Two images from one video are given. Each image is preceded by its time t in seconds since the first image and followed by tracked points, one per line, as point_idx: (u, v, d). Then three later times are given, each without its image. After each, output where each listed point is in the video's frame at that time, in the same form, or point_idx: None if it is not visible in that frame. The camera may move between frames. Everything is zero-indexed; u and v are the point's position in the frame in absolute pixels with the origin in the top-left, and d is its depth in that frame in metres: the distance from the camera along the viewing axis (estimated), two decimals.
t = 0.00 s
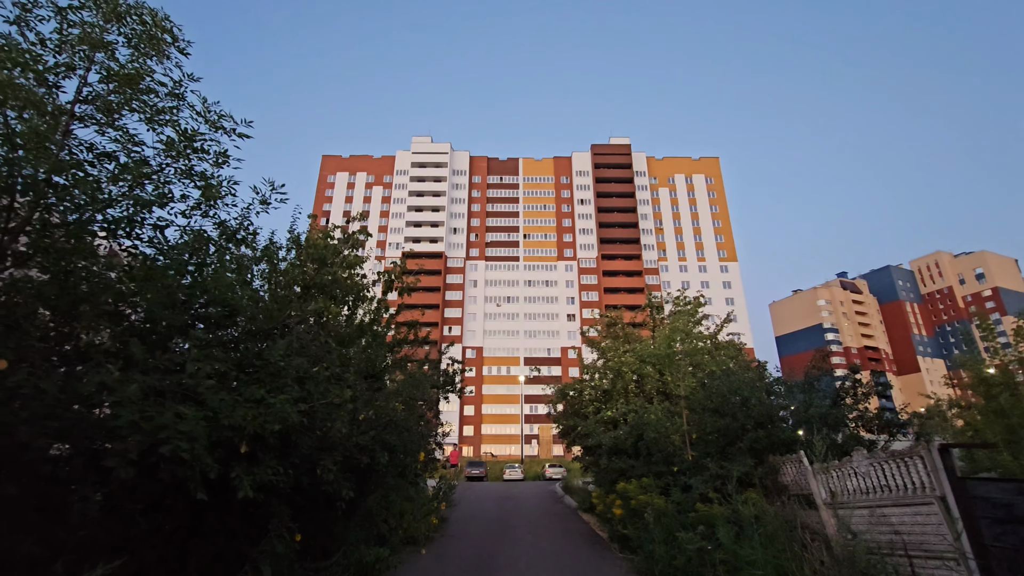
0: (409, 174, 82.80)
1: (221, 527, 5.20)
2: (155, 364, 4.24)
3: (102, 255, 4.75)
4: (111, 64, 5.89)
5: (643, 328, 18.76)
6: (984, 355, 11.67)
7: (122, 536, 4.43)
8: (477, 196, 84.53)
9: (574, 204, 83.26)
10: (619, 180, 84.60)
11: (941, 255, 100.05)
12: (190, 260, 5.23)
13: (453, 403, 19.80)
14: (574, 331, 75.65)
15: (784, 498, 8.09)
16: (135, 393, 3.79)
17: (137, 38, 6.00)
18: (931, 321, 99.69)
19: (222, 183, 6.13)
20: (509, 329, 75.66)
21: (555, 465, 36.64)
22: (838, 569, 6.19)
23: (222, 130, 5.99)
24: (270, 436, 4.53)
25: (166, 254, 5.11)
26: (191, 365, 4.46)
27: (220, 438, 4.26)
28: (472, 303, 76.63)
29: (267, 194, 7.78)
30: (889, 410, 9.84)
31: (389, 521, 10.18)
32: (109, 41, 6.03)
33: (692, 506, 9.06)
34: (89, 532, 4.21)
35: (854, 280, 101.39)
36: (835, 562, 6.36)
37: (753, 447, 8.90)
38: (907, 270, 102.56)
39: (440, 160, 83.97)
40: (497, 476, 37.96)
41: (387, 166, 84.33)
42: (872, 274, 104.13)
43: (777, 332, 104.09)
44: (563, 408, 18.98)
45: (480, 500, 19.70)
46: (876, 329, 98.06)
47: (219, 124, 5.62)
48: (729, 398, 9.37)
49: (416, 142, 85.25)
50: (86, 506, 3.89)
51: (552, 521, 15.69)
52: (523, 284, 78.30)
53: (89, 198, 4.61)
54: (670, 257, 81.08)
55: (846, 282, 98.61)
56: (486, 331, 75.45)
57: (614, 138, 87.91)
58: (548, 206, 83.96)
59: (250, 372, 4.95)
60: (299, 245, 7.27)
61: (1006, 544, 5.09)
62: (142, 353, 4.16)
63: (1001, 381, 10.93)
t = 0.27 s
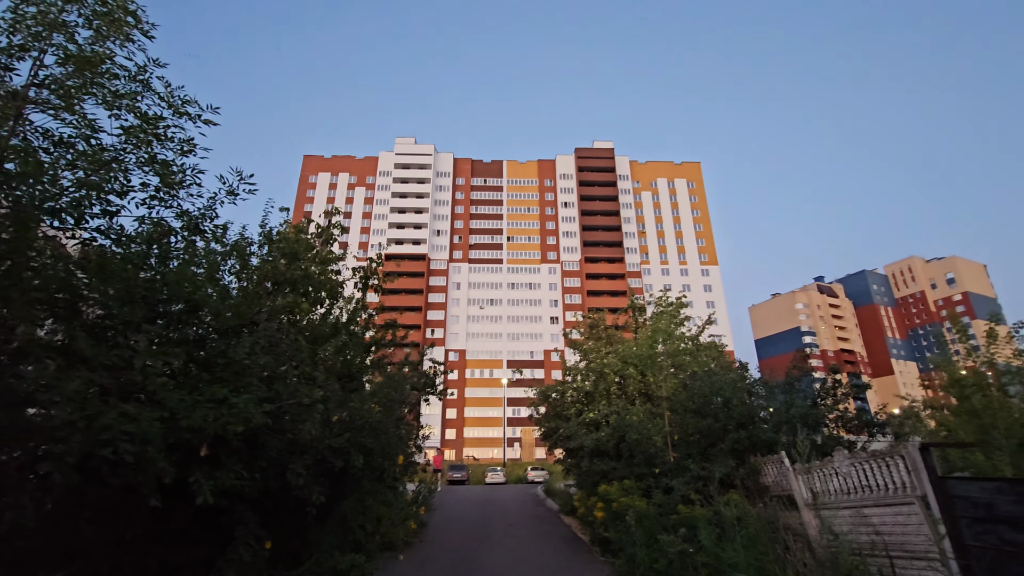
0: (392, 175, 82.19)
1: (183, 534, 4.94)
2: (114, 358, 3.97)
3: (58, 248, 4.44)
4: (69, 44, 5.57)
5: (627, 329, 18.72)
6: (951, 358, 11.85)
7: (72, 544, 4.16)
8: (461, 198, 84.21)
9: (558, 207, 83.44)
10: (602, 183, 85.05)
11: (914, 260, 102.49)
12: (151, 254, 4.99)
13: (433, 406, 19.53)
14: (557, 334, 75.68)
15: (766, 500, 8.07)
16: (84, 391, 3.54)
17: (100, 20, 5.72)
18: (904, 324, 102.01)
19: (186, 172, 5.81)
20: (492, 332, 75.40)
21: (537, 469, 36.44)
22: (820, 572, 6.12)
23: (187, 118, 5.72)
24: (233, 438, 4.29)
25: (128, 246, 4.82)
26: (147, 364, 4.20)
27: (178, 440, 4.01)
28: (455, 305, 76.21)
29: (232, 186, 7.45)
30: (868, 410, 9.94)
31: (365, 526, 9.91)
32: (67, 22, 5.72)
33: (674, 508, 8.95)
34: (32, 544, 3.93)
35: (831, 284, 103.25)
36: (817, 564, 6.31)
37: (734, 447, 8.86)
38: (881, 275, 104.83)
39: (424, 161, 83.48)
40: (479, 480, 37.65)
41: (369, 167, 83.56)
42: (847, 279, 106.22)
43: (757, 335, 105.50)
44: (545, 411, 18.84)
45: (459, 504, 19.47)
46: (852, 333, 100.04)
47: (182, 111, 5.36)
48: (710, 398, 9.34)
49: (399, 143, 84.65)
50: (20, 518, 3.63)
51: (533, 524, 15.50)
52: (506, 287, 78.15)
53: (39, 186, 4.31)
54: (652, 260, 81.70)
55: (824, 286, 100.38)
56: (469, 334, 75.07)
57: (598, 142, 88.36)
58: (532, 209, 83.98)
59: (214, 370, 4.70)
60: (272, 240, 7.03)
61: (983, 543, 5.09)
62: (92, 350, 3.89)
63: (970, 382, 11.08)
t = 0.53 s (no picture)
0: (378, 179, 81.58)
1: (144, 547, 4.65)
2: (69, 364, 3.70)
3: (8, 243, 4.13)
4: (27, 25, 5.23)
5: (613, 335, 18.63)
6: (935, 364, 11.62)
7: (17, 561, 3.86)
8: (447, 203, 83.92)
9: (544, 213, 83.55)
10: (588, 190, 85.43)
11: (892, 270, 104.49)
12: (113, 248, 4.69)
13: (416, 412, 19.13)
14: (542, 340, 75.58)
15: (752, 509, 7.99)
16: (26, 395, 3.26)
17: None
18: (882, 332, 103.82)
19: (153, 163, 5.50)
20: (477, 337, 75.03)
21: (521, 475, 36.13)
22: None
23: (155, 106, 5.44)
24: (195, 445, 4.02)
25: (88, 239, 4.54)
26: (103, 365, 3.92)
27: (133, 447, 3.73)
28: (440, 310, 75.74)
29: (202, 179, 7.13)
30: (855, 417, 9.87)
31: (342, 536, 9.60)
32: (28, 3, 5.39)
33: (659, 517, 8.80)
34: None
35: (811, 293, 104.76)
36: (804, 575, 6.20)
37: (720, 454, 8.75)
38: (860, 284, 106.67)
39: (410, 165, 83.03)
40: (462, 487, 37.17)
41: (355, 170, 82.85)
42: (828, 287, 107.91)
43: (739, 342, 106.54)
44: (529, 417, 18.59)
45: (442, 512, 19.12)
46: (831, 340, 101.60)
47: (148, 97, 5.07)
48: (696, 404, 9.22)
49: (385, 146, 84.12)
50: None
51: (516, 533, 15.24)
52: (491, 292, 77.91)
53: None
54: (637, 267, 82.15)
55: (804, 294, 101.80)
56: (453, 339, 74.62)
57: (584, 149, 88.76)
58: (518, 214, 83.94)
59: (179, 372, 4.43)
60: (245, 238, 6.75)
61: (974, 553, 5.01)
62: (39, 348, 3.60)
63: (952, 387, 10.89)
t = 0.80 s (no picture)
0: (371, 183, 81.28)
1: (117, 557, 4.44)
2: (36, 364, 3.50)
3: None
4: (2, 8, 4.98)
5: (606, 342, 18.43)
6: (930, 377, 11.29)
7: None
8: (441, 208, 83.74)
9: (538, 219, 83.55)
10: (582, 197, 85.61)
11: (881, 280, 105.44)
12: (88, 243, 4.47)
13: (407, 419, 18.85)
14: (534, 347, 75.38)
15: (747, 519, 7.87)
16: None
17: None
18: (871, 342, 104.59)
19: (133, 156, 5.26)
20: (469, 343, 74.71)
21: (512, 483, 35.82)
22: None
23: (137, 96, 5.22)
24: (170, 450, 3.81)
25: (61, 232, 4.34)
26: (71, 365, 3.70)
27: (101, 451, 3.52)
28: (433, 315, 75.37)
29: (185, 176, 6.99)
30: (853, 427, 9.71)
31: (328, 545, 9.35)
32: None
33: (653, 527, 8.62)
34: None
35: (802, 302, 105.41)
36: None
37: (716, 463, 8.59)
38: (850, 294, 107.51)
39: (404, 170, 82.83)
40: (451, 494, 36.76)
41: (348, 174, 82.45)
42: (818, 297, 108.67)
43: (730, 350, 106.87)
44: (521, 424, 18.36)
45: (431, 520, 18.81)
46: (822, 349, 102.19)
47: (127, 86, 4.86)
48: (691, 412, 9.07)
49: (380, 150, 83.86)
50: None
51: (506, 541, 14.99)
52: (484, 298, 77.67)
53: None
54: (630, 275, 82.33)
55: (795, 303, 102.44)
56: (445, 344, 74.25)
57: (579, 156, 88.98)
58: (511, 220, 83.89)
59: (153, 375, 4.21)
60: (229, 235, 6.52)
61: (977, 567, 4.86)
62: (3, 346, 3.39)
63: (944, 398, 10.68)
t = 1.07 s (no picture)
0: (371, 185, 81.23)
1: (95, 560, 4.28)
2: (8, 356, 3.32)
3: None
4: None
5: (605, 344, 18.24)
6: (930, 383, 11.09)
7: None
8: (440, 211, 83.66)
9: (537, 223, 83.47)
10: (581, 201, 85.63)
11: (880, 286, 105.42)
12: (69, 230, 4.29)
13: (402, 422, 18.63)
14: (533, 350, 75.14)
15: (749, 525, 7.71)
16: None
17: None
18: (870, 349, 104.46)
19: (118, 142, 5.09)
20: (467, 346, 74.46)
21: (509, 487, 35.53)
22: None
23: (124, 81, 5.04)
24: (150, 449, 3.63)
25: (41, 218, 4.09)
26: (45, 358, 3.52)
27: (75, 449, 3.34)
28: (431, 318, 75.14)
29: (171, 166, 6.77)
30: (855, 432, 9.53)
31: (321, 549, 9.14)
32: None
33: (652, 534, 8.43)
34: None
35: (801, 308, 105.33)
36: None
37: (718, 468, 8.40)
38: (849, 300, 107.47)
39: (404, 173, 82.79)
40: (448, 499, 36.48)
41: (348, 176, 82.38)
42: (816, 303, 108.62)
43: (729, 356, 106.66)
44: (518, 427, 18.16)
45: (426, 524, 18.61)
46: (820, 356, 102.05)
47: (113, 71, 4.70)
48: (691, 415, 8.89)
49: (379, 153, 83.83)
50: None
51: (503, 547, 14.76)
52: (483, 301, 77.47)
53: None
54: (629, 279, 82.25)
55: (794, 309, 102.36)
56: (444, 347, 73.99)
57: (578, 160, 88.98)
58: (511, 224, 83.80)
59: (133, 369, 4.02)
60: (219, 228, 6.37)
61: None
62: None
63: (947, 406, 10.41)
